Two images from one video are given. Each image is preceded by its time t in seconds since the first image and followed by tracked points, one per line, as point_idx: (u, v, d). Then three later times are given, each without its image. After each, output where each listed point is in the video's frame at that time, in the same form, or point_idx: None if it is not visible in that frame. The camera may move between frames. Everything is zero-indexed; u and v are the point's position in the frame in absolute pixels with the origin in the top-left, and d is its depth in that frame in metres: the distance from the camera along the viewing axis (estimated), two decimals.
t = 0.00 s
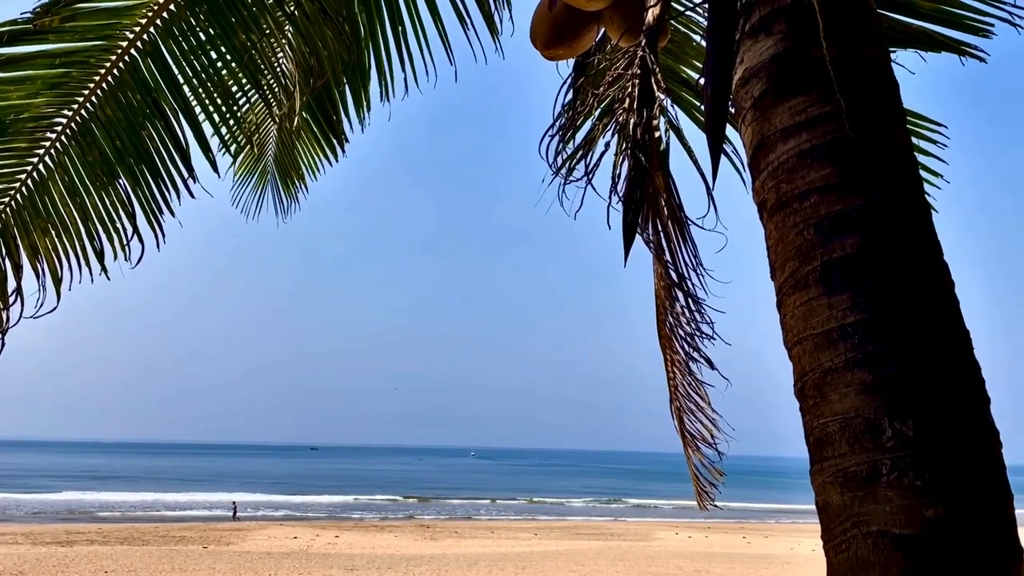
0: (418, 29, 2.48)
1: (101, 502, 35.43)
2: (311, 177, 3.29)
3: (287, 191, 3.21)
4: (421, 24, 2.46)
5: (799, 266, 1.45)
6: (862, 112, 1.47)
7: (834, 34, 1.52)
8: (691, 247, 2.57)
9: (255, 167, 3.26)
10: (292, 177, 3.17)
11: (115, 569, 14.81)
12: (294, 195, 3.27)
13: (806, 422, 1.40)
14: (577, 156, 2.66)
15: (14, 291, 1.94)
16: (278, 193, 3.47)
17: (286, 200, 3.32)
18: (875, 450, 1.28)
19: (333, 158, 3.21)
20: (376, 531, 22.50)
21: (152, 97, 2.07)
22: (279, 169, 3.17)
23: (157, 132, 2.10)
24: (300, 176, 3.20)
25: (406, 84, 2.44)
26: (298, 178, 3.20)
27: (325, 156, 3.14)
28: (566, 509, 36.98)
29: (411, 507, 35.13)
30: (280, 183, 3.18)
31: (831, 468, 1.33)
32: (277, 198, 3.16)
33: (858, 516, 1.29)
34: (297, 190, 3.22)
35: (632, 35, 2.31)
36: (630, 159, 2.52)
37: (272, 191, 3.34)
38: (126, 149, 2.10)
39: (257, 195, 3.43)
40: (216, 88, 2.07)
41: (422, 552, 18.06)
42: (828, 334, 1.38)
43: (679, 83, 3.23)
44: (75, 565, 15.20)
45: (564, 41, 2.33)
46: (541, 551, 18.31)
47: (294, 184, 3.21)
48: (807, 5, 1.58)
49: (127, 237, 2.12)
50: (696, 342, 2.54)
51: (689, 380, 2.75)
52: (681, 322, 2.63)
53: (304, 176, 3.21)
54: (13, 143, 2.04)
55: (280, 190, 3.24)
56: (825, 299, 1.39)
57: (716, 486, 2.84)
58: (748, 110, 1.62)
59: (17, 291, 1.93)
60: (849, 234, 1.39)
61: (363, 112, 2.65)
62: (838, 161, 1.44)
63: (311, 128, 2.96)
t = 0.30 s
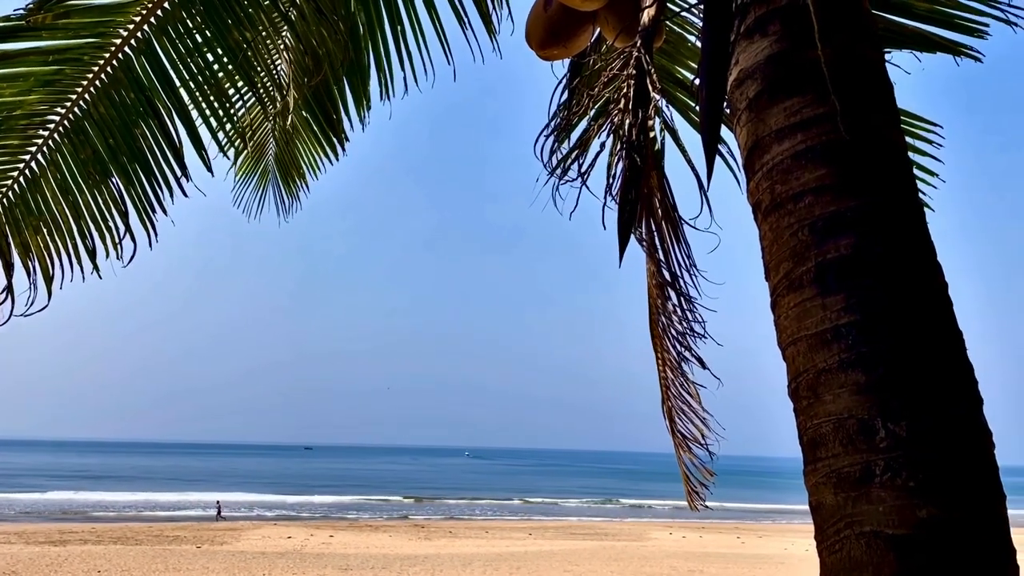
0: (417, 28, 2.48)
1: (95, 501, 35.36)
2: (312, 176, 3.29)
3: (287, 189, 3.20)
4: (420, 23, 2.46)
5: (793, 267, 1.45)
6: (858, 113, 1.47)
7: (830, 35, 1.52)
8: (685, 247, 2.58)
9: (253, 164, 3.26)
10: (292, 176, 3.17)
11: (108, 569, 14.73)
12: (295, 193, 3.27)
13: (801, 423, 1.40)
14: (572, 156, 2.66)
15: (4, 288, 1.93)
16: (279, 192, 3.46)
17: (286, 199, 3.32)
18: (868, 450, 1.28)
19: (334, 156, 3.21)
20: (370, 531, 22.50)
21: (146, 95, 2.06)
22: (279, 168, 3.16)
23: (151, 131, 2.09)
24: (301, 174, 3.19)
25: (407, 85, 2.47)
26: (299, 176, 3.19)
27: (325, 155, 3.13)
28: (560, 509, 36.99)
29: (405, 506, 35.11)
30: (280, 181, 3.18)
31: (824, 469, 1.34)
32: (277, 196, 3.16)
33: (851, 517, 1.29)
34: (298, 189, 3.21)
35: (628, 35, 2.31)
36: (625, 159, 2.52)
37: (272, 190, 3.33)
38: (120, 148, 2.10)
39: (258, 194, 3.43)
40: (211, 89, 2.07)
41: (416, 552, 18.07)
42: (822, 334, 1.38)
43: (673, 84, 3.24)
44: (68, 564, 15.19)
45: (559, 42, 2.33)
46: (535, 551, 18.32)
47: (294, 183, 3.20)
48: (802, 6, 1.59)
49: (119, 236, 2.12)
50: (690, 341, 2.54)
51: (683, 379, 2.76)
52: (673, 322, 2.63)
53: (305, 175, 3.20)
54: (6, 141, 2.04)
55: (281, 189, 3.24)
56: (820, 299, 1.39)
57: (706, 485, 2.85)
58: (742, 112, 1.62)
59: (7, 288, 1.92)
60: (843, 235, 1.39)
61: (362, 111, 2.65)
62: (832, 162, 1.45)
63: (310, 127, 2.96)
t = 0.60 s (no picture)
0: (413, 28, 2.48)
1: (87, 501, 35.29)
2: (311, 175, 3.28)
3: (286, 188, 3.19)
4: (416, 23, 2.46)
5: (786, 268, 1.45)
6: (851, 115, 1.47)
7: (822, 38, 1.53)
8: (675, 249, 2.59)
9: (250, 163, 3.26)
10: (290, 175, 3.17)
11: (100, 569, 14.69)
12: (293, 193, 3.26)
13: (794, 423, 1.41)
14: (565, 157, 2.66)
15: None
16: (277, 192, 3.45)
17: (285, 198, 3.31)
18: (859, 451, 1.29)
19: (332, 155, 3.20)
20: (364, 531, 22.48)
21: (140, 93, 2.05)
22: (278, 168, 3.16)
23: (144, 129, 2.08)
24: (299, 173, 3.18)
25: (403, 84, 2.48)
26: (298, 176, 3.18)
27: (323, 154, 3.12)
28: (554, 509, 36.98)
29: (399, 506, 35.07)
30: (278, 180, 3.17)
31: (816, 469, 1.34)
32: (276, 195, 3.15)
33: (843, 517, 1.29)
34: (296, 188, 3.20)
35: (622, 36, 2.32)
36: (619, 159, 2.52)
37: (271, 189, 3.33)
38: (114, 146, 2.08)
39: (257, 194, 3.42)
40: (207, 89, 2.06)
41: (410, 552, 18.06)
42: (814, 336, 1.38)
43: (667, 85, 3.24)
44: (60, 564, 15.16)
45: (554, 41, 2.33)
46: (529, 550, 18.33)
47: (293, 182, 3.19)
48: (797, 8, 1.59)
49: (114, 235, 2.11)
50: (676, 342, 2.55)
51: (668, 382, 2.77)
52: (662, 324, 2.64)
53: (304, 173, 3.19)
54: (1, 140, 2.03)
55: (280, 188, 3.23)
56: (812, 300, 1.40)
57: (685, 488, 2.86)
58: (736, 112, 1.62)
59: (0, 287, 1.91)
60: (836, 236, 1.40)
61: (359, 109, 2.64)
62: (824, 163, 1.45)
63: (307, 125, 2.96)
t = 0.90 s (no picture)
0: (407, 27, 2.48)
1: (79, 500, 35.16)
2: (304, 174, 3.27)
3: (279, 187, 3.19)
4: (410, 22, 2.46)
5: (779, 268, 1.45)
6: (844, 115, 1.48)
7: (815, 39, 1.53)
8: (665, 250, 2.60)
9: (244, 161, 3.25)
10: (283, 174, 3.16)
11: (91, 568, 14.62)
12: (287, 192, 3.26)
13: (786, 423, 1.41)
14: (558, 157, 2.66)
15: None
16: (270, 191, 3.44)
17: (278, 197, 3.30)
18: (852, 450, 1.29)
19: (326, 154, 3.19)
20: (356, 531, 22.45)
21: (135, 92, 2.05)
22: (271, 166, 3.15)
23: (139, 128, 2.07)
24: (293, 172, 3.18)
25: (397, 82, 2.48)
26: (291, 174, 3.18)
27: (317, 152, 3.12)
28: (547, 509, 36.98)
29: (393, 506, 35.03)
30: (272, 179, 3.16)
31: (808, 468, 1.34)
32: (269, 193, 3.14)
33: (834, 516, 1.30)
34: (289, 187, 3.20)
35: (617, 35, 2.32)
36: (612, 159, 2.53)
37: (264, 188, 3.32)
38: (109, 145, 2.08)
39: (250, 192, 3.41)
40: (201, 87, 2.05)
41: (403, 552, 18.05)
42: (806, 335, 1.39)
43: (660, 85, 3.25)
44: (51, 564, 15.11)
45: (548, 42, 2.33)
46: (521, 550, 18.34)
47: (286, 181, 3.19)
48: (790, 9, 1.59)
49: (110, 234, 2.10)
50: (663, 343, 2.56)
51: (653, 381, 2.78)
52: (649, 325, 2.64)
53: (297, 172, 3.19)
54: None
55: (273, 187, 3.23)
56: (804, 300, 1.40)
57: (663, 488, 2.87)
58: (730, 112, 1.62)
59: None
60: (829, 235, 1.40)
61: (353, 108, 2.64)
62: (817, 163, 1.46)
63: (301, 124, 2.96)
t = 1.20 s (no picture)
0: (400, 27, 2.48)
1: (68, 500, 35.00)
2: (294, 173, 3.28)
3: (269, 185, 3.18)
4: (403, 21, 2.46)
5: (768, 268, 1.46)
6: (833, 116, 1.48)
7: (805, 39, 1.54)
8: (656, 250, 2.60)
9: (235, 160, 3.24)
10: (273, 172, 3.16)
11: (81, 568, 14.54)
12: (276, 191, 3.25)
13: (775, 422, 1.42)
14: (550, 156, 2.67)
15: None
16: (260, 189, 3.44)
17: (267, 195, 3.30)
18: (841, 449, 1.29)
19: (315, 153, 3.19)
20: (348, 530, 22.42)
21: (128, 90, 2.04)
22: (261, 165, 3.15)
23: (132, 126, 2.07)
24: (282, 170, 3.17)
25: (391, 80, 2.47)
26: (281, 173, 3.17)
27: (307, 151, 3.12)
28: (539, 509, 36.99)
29: (384, 506, 34.98)
30: (261, 177, 3.16)
31: (797, 468, 1.35)
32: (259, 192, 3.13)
33: (823, 515, 1.30)
34: (279, 185, 3.20)
35: (608, 36, 2.33)
36: (604, 158, 2.54)
37: (253, 186, 3.32)
38: (102, 143, 2.07)
39: (239, 190, 3.41)
40: (193, 84, 2.04)
41: (395, 551, 18.04)
42: (796, 334, 1.39)
43: (652, 86, 3.25)
44: (41, 563, 15.04)
45: (541, 41, 2.33)
46: (513, 550, 18.36)
47: (276, 179, 3.19)
48: (781, 9, 1.60)
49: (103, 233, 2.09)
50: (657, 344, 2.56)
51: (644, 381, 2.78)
52: (639, 326, 2.65)
53: (287, 171, 3.19)
54: None
55: (263, 185, 3.22)
56: (794, 299, 1.40)
57: (652, 488, 2.87)
58: (721, 112, 1.63)
59: None
60: (818, 235, 1.41)
61: (345, 106, 2.64)
62: (806, 164, 1.46)
63: (292, 122, 2.95)
